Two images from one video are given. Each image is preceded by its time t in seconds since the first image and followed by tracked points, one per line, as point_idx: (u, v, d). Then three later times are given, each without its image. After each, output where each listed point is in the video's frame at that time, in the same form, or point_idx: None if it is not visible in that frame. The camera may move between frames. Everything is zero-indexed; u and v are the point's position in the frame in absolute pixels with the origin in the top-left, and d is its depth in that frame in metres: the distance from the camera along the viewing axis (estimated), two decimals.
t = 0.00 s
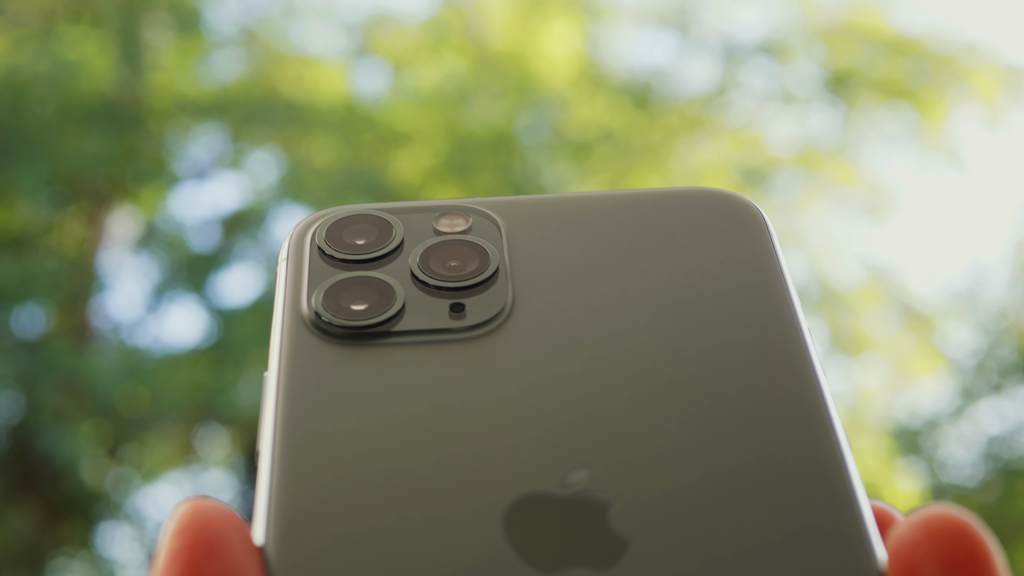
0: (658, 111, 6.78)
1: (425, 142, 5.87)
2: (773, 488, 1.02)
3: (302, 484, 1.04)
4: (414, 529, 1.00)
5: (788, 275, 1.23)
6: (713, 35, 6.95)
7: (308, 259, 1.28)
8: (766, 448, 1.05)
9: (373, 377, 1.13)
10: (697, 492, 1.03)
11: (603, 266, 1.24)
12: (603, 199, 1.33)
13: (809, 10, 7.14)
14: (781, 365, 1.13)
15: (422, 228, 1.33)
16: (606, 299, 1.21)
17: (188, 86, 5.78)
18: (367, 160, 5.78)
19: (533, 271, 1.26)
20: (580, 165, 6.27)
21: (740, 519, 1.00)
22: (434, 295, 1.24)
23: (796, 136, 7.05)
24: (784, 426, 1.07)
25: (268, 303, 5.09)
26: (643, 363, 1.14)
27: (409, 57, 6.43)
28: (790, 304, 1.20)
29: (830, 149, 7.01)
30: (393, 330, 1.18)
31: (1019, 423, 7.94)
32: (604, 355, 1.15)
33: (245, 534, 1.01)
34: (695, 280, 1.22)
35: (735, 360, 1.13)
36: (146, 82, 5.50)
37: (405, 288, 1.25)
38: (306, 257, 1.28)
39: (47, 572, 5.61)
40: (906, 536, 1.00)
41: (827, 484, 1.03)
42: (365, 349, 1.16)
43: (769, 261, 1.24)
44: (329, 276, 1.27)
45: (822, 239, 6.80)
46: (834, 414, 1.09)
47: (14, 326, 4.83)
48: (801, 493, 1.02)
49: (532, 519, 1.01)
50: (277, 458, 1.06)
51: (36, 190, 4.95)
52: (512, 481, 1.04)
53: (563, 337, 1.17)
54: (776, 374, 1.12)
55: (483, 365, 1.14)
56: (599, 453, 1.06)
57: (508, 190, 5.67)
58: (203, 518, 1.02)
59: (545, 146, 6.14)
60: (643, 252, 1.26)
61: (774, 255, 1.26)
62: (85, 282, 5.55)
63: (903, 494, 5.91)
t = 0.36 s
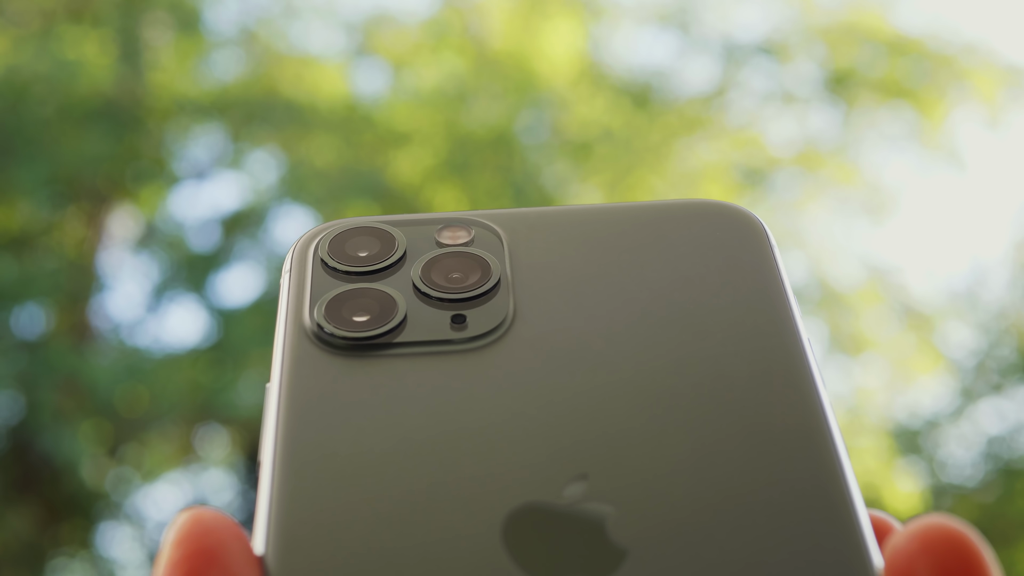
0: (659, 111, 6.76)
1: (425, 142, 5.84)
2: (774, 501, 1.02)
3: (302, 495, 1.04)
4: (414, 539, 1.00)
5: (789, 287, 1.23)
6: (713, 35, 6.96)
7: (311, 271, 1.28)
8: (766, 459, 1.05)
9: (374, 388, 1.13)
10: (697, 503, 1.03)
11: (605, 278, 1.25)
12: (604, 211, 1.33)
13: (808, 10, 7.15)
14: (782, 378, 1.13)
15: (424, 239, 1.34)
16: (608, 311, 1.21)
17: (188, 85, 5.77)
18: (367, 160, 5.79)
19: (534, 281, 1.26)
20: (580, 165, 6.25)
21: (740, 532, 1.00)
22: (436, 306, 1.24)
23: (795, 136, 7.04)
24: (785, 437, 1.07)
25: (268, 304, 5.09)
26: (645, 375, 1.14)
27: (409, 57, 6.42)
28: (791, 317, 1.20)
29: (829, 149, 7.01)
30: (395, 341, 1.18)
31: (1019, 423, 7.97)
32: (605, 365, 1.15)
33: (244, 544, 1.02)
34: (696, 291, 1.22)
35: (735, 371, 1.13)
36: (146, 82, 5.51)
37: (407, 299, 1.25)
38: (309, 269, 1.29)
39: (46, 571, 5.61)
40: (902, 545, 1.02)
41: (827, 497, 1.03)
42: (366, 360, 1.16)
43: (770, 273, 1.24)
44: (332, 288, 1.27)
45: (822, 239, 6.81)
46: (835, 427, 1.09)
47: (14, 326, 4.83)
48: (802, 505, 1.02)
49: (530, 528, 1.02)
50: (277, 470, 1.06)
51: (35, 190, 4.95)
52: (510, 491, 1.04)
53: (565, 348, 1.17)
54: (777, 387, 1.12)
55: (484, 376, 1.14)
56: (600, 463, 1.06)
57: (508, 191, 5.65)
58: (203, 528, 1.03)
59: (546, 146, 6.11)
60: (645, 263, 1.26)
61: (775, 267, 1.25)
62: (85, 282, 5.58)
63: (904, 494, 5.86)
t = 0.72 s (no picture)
0: (658, 111, 6.74)
1: (425, 141, 5.85)
2: (785, 498, 1.02)
3: (312, 491, 1.04)
4: (424, 536, 1.00)
5: (801, 287, 1.23)
6: (713, 35, 6.98)
7: (322, 267, 1.28)
8: (777, 457, 1.05)
9: (385, 385, 1.13)
10: (707, 499, 1.02)
11: (615, 276, 1.25)
12: (615, 209, 1.33)
13: (808, 10, 7.16)
14: (793, 376, 1.13)
15: (435, 236, 1.34)
16: (619, 310, 1.20)
17: (188, 85, 5.77)
18: (367, 160, 5.79)
19: (545, 279, 1.26)
20: (580, 165, 6.27)
21: (752, 530, 1.00)
22: (446, 304, 1.24)
23: (795, 136, 7.04)
24: (797, 436, 1.07)
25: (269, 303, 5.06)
26: (656, 372, 1.13)
27: (409, 57, 6.41)
28: (803, 316, 1.20)
29: (830, 149, 7.01)
30: (406, 338, 1.18)
31: (1019, 423, 7.98)
32: (616, 363, 1.15)
33: (256, 539, 1.01)
34: (708, 290, 1.22)
35: (747, 370, 1.13)
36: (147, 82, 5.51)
37: (418, 296, 1.25)
38: (320, 265, 1.28)
39: (46, 571, 5.61)
40: (914, 545, 1.01)
41: (838, 495, 1.03)
42: (377, 356, 1.16)
43: (782, 272, 1.24)
44: (342, 284, 1.26)
45: (822, 240, 6.78)
46: (848, 426, 1.09)
47: (14, 326, 4.83)
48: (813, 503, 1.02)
49: (541, 526, 1.02)
50: (288, 465, 1.06)
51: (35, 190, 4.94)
52: (522, 490, 1.04)
53: (576, 346, 1.17)
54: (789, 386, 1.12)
55: (495, 374, 1.14)
56: (611, 461, 1.06)
57: (508, 191, 5.62)
58: (214, 522, 1.01)
59: (546, 146, 6.10)
60: (655, 261, 1.26)
61: (787, 266, 1.25)
62: (86, 282, 5.61)
63: (903, 494, 5.91)
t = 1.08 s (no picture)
0: (658, 112, 6.74)
1: (425, 142, 5.86)
2: (780, 500, 1.02)
3: (309, 491, 1.04)
4: (420, 538, 1.00)
5: (798, 289, 1.23)
6: (713, 36, 6.98)
7: (320, 268, 1.28)
8: (773, 458, 1.05)
9: (382, 386, 1.13)
10: (703, 502, 1.03)
11: (613, 277, 1.25)
12: (613, 211, 1.33)
13: (808, 10, 7.16)
14: (790, 378, 1.13)
15: (433, 237, 1.34)
16: (615, 312, 1.21)
17: (187, 85, 5.76)
18: (367, 160, 5.79)
19: (542, 281, 1.26)
20: (580, 166, 6.26)
21: (748, 530, 1.00)
22: (444, 305, 1.24)
23: (795, 136, 7.04)
24: (793, 438, 1.07)
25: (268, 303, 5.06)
26: (653, 374, 1.13)
27: (409, 57, 6.40)
28: (800, 318, 1.20)
29: (829, 150, 7.01)
30: (403, 339, 1.18)
31: (1019, 423, 7.97)
32: (613, 365, 1.15)
33: (251, 540, 1.01)
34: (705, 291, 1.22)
35: (744, 372, 1.13)
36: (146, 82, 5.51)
37: (416, 297, 1.25)
38: (317, 267, 1.29)
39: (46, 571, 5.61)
40: (911, 546, 0.98)
41: (835, 498, 1.03)
42: (374, 357, 1.16)
43: (779, 274, 1.24)
44: (340, 286, 1.27)
45: (823, 240, 6.79)
46: (845, 428, 1.09)
47: (14, 327, 4.83)
48: (809, 506, 1.02)
49: (535, 528, 1.02)
50: (284, 466, 1.06)
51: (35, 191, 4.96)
52: (518, 490, 1.04)
53: (573, 348, 1.17)
54: (785, 387, 1.12)
55: (492, 375, 1.14)
56: (607, 461, 1.06)
57: (508, 191, 5.62)
58: (210, 522, 1.03)
59: (545, 146, 6.08)
60: (652, 263, 1.26)
61: (785, 268, 1.25)
62: (86, 282, 5.63)
63: (903, 494, 5.89)
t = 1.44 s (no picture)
0: (658, 111, 6.73)
1: (424, 142, 5.85)
2: (778, 507, 1.02)
3: (307, 496, 1.04)
4: (418, 540, 1.00)
5: (795, 294, 1.23)
6: (713, 35, 6.97)
7: (318, 274, 1.28)
8: (771, 462, 1.05)
9: (380, 390, 1.13)
10: (702, 505, 1.02)
11: (611, 281, 1.24)
12: (611, 216, 1.33)
13: (808, 10, 7.16)
14: (787, 383, 1.13)
15: (430, 242, 1.33)
16: (613, 316, 1.20)
17: (187, 85, 5.76)
18: (366, 160, 5.79)
19: (540, 285, 1.26)
20: (580, 165, 6.22)
21: (745, 534, 1.00)
22: (441, 309, 1.24)
23: (795, 136, 7.04)
24: (791, 442, 1.07)
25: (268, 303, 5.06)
26: (651, 379, 1.13)
27: (409, 57, 6.40)
28: (796, 323, 1.19)
29: (830, 149, 7.01)
30: (400, 343, 1.18)
31: (1019, 423, 7.95)
32: (611, 369, 1.14)
33: (249, 544, 1.01)
34: (703, 296, 1.22)
35: (741, 376, 1.13)
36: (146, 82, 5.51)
37: (414, 302, 1.25)
38: (315, 272, 1.28)
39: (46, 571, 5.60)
40: (906, 548, 1.00)
41: (832, 502, 1.02)
42: (372, 361, 1.16)
43: (776, 279, 1.24)
44: (338, 290, 1.26)
45: (823, 239, 6.78)
46: (841, 432, 1.09)
47: (14, 327, 4.83)
48: (809, 514, 1.02)
49: (531, 531, 1.02)
50: (282, 470, 1.06)
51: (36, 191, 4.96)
52: (516, 493, 1.04)
53: (570, 352, 1.17)
54: (783, 392, 1.12)
55: (490, 379, 1.14)
56: (605, 464, 1.06)
57: (507, 191, 5.62)
58: (208, 525, 1.02)
59: (546, 146, 6.07)
60: (650, 267, 1.26)
61: (782, 273, 1.25)
62: (86, 282, 5.62)
63: (903, 494, 5.92)
